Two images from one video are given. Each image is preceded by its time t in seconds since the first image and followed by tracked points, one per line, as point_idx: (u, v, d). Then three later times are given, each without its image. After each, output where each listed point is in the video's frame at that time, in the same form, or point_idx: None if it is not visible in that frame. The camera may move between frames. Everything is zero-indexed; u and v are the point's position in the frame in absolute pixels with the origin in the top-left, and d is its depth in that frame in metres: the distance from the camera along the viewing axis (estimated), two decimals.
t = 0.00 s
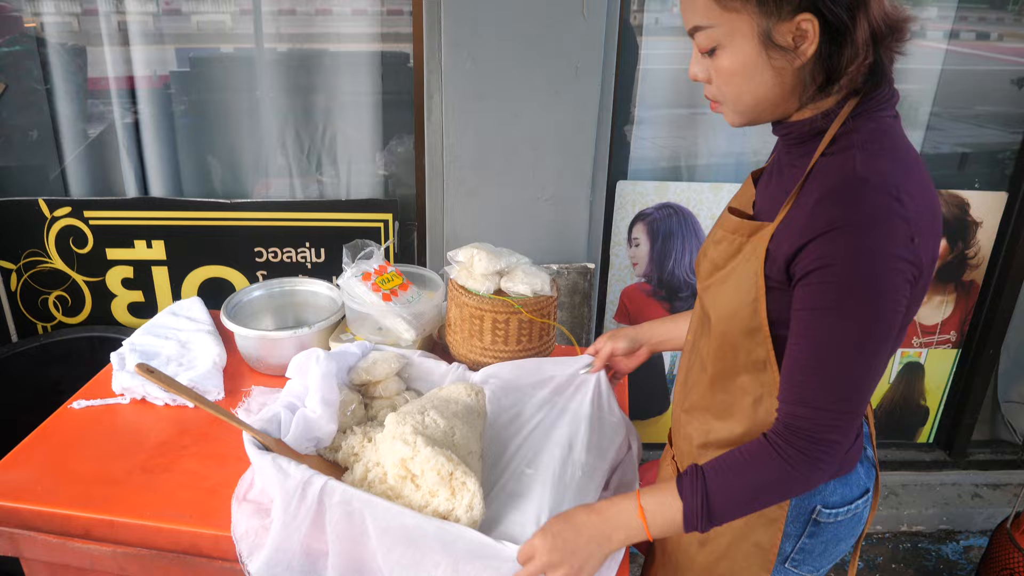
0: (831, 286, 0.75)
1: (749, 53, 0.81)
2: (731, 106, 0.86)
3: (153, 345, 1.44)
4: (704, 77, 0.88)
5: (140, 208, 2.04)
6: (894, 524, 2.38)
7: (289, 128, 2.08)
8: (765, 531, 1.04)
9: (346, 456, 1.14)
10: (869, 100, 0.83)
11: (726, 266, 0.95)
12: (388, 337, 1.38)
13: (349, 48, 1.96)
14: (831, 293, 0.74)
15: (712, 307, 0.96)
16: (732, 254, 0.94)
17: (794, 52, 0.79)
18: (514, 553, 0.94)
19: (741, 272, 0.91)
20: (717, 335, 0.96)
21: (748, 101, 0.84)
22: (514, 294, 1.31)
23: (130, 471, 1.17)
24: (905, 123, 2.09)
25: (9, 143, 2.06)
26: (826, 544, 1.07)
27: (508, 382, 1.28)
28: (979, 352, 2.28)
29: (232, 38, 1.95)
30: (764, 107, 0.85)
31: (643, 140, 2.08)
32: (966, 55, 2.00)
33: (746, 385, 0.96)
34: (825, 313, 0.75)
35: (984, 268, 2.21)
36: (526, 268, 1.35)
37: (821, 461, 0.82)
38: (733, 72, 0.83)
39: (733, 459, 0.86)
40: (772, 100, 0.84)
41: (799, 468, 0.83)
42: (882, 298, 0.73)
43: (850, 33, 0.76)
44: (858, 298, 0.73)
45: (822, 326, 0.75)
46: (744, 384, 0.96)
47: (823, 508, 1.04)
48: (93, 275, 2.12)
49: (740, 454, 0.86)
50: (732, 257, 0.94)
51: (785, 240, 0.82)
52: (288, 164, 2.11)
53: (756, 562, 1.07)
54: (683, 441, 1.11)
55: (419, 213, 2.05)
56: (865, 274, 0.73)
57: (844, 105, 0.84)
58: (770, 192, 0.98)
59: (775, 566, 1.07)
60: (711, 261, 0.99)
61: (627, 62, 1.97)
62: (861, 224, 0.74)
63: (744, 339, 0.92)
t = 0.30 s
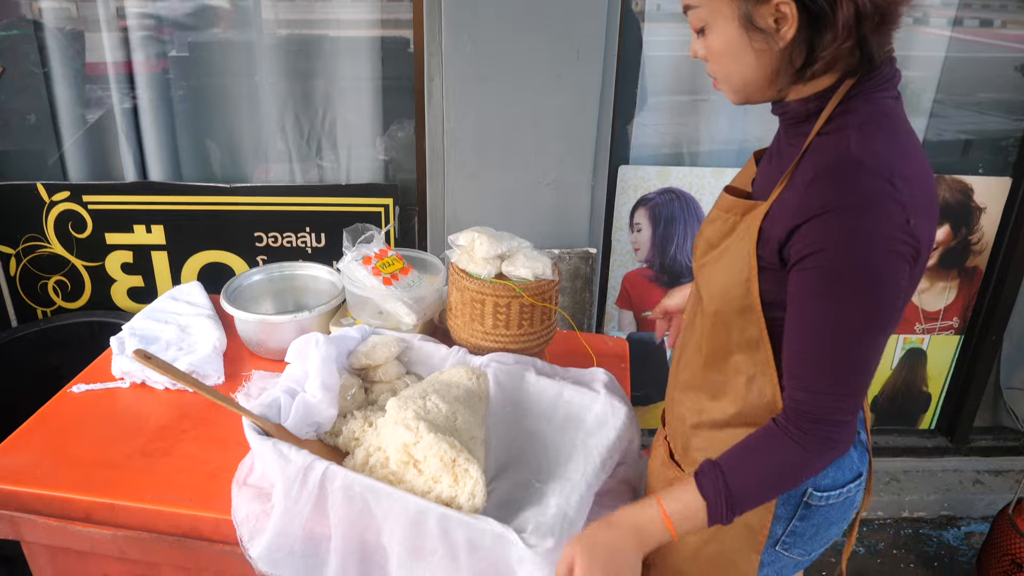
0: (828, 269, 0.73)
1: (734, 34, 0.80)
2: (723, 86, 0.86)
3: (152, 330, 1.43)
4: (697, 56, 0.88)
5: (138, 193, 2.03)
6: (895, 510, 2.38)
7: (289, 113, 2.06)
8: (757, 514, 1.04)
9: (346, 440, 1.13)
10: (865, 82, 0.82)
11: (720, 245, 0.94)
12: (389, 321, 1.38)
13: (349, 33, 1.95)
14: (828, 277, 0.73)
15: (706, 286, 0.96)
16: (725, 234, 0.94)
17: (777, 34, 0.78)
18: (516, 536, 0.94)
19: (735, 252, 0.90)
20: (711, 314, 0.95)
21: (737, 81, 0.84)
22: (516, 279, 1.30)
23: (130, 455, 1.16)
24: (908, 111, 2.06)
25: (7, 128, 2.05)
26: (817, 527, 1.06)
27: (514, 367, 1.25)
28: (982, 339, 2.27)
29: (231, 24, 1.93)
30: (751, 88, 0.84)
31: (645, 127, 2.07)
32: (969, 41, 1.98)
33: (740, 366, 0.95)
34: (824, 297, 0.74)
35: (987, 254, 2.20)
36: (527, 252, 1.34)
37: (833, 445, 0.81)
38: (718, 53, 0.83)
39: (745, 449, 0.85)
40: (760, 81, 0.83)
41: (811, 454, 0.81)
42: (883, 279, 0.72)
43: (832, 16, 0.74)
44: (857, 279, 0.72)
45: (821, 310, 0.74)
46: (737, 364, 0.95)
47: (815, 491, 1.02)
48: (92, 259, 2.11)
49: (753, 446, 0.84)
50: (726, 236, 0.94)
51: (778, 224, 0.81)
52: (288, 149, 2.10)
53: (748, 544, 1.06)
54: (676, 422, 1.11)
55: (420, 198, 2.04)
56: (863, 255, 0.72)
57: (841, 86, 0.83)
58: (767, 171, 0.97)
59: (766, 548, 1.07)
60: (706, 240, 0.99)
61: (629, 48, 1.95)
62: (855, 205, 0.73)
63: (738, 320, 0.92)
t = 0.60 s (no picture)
0: (784, 228, 0.75)
1: (739, 4, 0.80)
2: (727, 60, 0.86)
3: (153, 313, 1.43)
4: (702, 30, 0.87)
5: (139, 176, 2.02)
6: (898, 497, 2.37)
7: (290, 96, 2.04)
8: (762, 500, 1.03)
9: (350, 424, 1.12)
10: (866, 57, 0.81)
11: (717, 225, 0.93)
12: (392, 305, 1.37)
13: (350, 17, 1.93)
14: (783, 238, 0.75)
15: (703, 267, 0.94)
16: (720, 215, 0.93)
17: (783, 5, 0.77)
18: (517, 518, 0.91)
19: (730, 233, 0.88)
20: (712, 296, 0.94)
21: (741, 55, 0.83)
22: (519, 262, 1.29)
23: (132, 437, 1.16)
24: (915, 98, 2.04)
25: (6, 111, 2.04)
26: (823, 513, 1.08)
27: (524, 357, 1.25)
28: (988, 325, 2.26)
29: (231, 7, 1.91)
30: (754, 62, 0.84)
31: (649, 113, 2.05)
32: (976, 28, 1.95)
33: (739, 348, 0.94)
34: (772, 255, 0.75)
35: (994, 240, 2.18)
36: (531, 235, 1.32)
37: (742, 404, 0.84)
38: (722, 25, 0.82)
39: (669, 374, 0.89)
40: (764, 54, 0.82)
41: (722, 404, 0.85)
42: (832, 252, 0.73)
43: None
44: (808, 248, 0.73)
45: (766, 265, 0.76)
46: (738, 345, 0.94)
47: (821, 477, 1.04)
48: (92, 243, 2.10)
49: (675, 374, 0.89)
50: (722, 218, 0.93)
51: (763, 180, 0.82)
52: (290, 133, 2.08)
53: (753, 530, 1.06)
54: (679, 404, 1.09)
55: (423, 182, 2.03)
56: (819, 224, 0.73)
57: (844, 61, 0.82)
58: (766, 151, 0.96)
59: (771, 535, 1.08)
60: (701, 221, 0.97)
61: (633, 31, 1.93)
62: (828, 176, 0.73)
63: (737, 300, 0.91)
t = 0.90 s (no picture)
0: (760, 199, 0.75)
1: None
2: (711, 25, 0.86)
3: (156, 296, 1.42)
4: None
5: (143, 160, 2.01)
6: (905, 484, 2.37)
7: (294, 80, 2.02)
8: (748, 480, 1.01)
9: (355, 408, 1.11)
10: (847, 29, 0.81)
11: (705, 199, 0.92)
12: (397, 289, 1.36)
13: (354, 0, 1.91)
14: (758, 205, 0.75)
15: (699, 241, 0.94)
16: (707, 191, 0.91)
17: None
18: (524, 503, 0.90)
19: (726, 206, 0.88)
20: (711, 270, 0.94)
21: (724, 20, 0.84)
22: (526, 245, 1.27)
23: (137, 421, 1.15)
24: (925, 84, 2.01)
25: (9, 95, 2.02)
26: (814, 497, 1.05)
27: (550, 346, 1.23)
28: (996, 312, 2.23)
29: None
30: (737, 29, 0.84)
31: (656, 99, 2.03)
32: (986, 12, 1.93)
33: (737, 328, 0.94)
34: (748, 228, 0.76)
35: (1004, 226, 2.15)
36: (538, 218, 1.30)
37: (732, 385, 0.84)
38: None
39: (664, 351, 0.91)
40: (747, 21, 0.83)
41: (710, 383, 0.85)
42: (807, 217, 0.73)
43: None
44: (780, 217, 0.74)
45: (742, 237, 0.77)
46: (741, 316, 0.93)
47: (809, 459, 1.01)
48: (96, 227, 2.09)
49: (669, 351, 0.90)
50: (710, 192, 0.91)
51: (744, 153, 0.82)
52: (294, 117, 2.06)
53: (738, 514, 1.03)
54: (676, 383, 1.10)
55: (428, 166, 2.01)
56: (791, 192, 0.73)
57: (823, 36, 0.82)
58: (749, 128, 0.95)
59: (760, 518, 1.04)
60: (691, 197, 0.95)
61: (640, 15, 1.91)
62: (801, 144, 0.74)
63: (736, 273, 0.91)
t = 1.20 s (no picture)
0: (684, 145, 0.76)
1: None
2: None
3: (160, 282, 1.41)
4: None
5: (146, 144, 1.99)
6: (913, 474, 2.35)
7: (298, 65, 1.99)
8: (741, 462, 0.99)
9: (361, 395, 1.10)
10: (799, 3, 0.81)
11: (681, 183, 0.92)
12: (403, 275, 1.35)
13: None
14: (676, 152, 0.76)
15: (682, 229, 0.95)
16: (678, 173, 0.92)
17: None
18: (531, 491, 0.89)
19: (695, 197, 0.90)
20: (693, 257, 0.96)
21: None
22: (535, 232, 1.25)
23: (142, 407, 1.14)
24: (937, 70, 1.98)
25: (11, 81, 2.00)
26: (815, 485, 1.01)
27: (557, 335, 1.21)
28: (1008, 300, 2.20)
29: None
30: None
31: (664, 86, 2.00)
32: None
33: (718, 313, 0.96)
34: (667, 171, 0.77)
35: (1016, 212, 2.12)
36: (546, 204, 1.29)
37: (608, 311, 0.87)
38: None
39: (547, 265, 0.92)
40: None
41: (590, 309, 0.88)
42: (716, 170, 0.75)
43: None
44: (698, 167, 0.75)
45: (659, 177, 0.78)
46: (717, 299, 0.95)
47: (804, 443, 0.98)
48: (100, 213, 2.08)
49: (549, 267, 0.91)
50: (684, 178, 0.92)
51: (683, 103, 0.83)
52: (298, 102, 2.04)
53: (734, 497, 1.01)
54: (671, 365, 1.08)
55: (433, 152, 1.99)
56: (714, 146, 0.74)
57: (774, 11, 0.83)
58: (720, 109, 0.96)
59: (759, 506, 1.01)
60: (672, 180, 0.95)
61: None
62: (731, 99, 0.74)
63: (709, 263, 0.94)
